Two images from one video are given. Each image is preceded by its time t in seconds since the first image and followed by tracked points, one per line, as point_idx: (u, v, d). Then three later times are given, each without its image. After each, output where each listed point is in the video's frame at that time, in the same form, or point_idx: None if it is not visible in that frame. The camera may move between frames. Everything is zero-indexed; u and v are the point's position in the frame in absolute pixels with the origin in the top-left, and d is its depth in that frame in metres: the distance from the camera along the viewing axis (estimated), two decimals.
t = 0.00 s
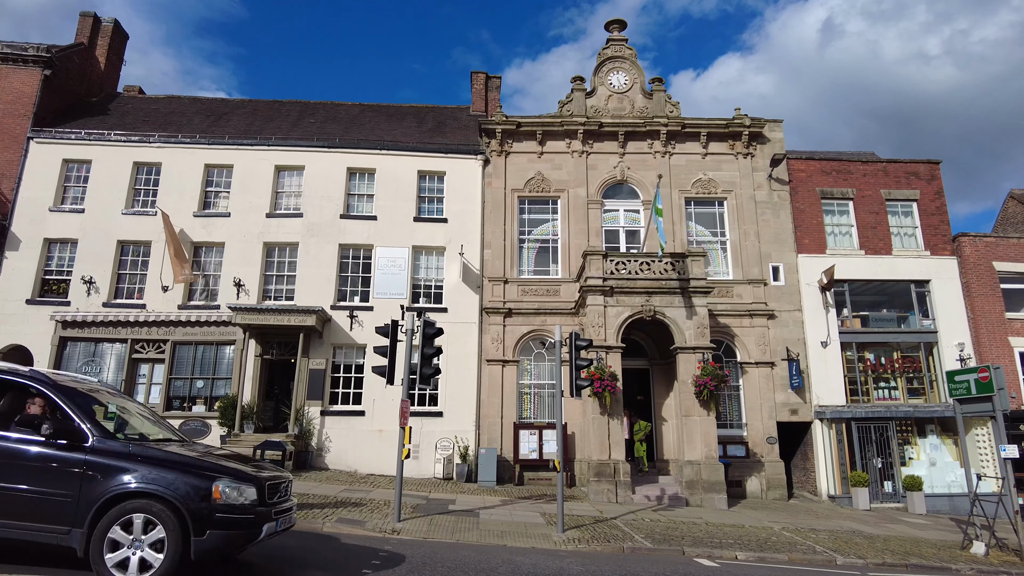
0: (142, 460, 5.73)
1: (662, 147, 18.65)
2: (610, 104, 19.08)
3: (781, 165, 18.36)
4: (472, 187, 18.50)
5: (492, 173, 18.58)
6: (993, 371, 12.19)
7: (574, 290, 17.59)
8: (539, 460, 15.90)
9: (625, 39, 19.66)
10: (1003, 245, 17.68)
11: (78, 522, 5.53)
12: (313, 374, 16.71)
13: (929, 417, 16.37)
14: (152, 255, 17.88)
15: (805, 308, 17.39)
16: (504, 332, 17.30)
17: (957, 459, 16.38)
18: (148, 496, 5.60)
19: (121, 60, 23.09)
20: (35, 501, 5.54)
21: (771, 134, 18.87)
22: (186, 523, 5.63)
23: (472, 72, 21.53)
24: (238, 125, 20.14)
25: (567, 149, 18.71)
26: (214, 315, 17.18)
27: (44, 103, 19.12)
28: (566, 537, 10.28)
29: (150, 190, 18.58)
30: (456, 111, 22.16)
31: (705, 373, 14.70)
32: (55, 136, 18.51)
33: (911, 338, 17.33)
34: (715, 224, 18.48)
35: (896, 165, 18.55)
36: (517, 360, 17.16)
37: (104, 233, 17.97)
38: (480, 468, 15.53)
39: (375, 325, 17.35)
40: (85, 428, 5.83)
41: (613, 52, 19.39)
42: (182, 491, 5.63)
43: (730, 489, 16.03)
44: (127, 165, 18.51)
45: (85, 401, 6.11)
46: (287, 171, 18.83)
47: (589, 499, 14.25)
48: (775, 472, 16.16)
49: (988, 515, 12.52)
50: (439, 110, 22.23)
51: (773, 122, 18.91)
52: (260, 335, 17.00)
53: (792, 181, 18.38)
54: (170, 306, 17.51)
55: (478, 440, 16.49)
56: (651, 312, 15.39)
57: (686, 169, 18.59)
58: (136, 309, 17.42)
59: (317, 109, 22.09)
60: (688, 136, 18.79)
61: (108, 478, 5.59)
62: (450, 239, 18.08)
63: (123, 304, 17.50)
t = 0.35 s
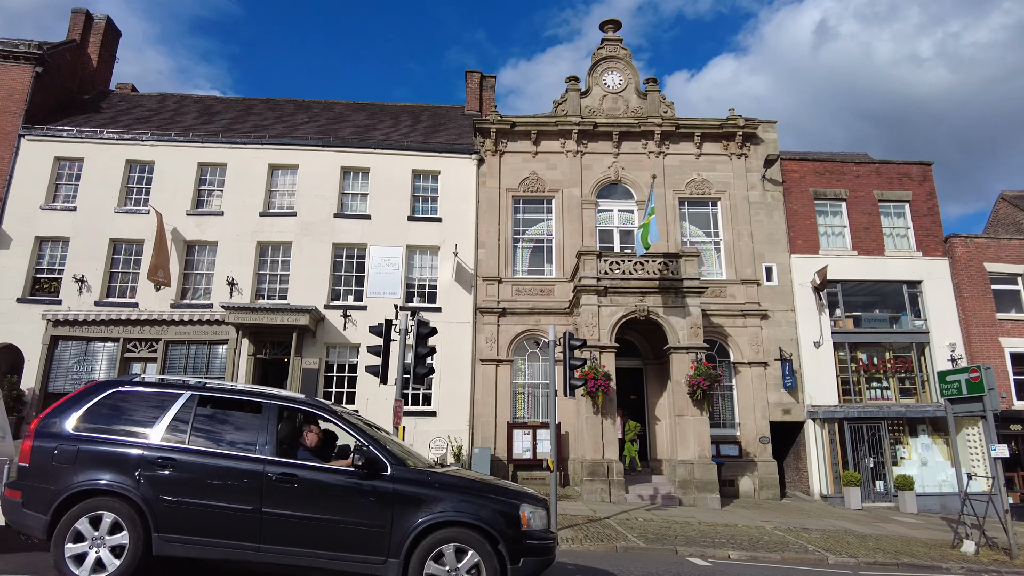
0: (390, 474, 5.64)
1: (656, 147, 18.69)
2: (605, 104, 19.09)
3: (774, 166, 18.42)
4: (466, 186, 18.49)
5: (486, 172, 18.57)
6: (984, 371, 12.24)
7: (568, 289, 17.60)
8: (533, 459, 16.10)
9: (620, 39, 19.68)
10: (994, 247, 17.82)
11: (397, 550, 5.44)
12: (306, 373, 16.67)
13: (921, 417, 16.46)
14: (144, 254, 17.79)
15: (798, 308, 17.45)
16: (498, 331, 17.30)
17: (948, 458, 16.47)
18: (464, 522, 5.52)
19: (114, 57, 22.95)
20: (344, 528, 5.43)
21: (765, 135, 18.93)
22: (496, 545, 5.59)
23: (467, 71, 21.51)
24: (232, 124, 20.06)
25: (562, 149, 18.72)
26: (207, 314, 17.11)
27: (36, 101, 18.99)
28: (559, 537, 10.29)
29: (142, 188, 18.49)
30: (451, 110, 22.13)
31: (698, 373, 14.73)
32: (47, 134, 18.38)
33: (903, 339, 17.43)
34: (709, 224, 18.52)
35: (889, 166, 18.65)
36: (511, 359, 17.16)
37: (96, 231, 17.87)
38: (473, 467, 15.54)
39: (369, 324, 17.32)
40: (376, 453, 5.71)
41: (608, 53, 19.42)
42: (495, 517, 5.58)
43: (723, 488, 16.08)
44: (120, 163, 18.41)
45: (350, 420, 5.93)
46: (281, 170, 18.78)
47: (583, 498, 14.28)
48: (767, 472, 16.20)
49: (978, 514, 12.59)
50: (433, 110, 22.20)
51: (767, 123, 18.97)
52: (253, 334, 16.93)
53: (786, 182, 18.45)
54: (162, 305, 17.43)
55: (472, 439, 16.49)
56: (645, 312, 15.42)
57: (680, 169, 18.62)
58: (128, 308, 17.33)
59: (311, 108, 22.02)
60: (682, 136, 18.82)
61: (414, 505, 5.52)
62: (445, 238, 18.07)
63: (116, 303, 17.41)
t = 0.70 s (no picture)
0: (687, 498, 5.98)
1: (650, 147, 18.72)
2: (599, 104, 19.12)
3: (768, 166, 18.47)
4: (461, 186, 18.46)
5: (481, 172, 18.54)
6: (975, 371, 12.28)
7: (562, 289, 17.60)
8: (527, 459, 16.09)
9: (614, 39, 19.70)
10: (985, 248, 17.95)
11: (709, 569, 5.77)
12: (299, 372, 16.63)
13: (913, 417, 16.56)
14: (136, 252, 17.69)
15: (791, 308, 17.51)
16: (492, 331, 17.29)
17: (939, 458, 16.57)
18: (764, 542, 5.85)
19: (106, 55, 22.81)
20: (653, 551, 5.77)
21: (759, 136, 18.99)
22: (790, 561, 5.92)
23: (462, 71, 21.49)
24: (226, 122, 19.98)
25: (557, 149, 18.71)
26: (200, 313, 17.03)
27: (27, 98, 18.87)
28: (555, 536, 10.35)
29: (135, 186, 18.38)
30: (446, 109, 22.11)
31: (692, 373, 14.84)
32: (38, 132, 18.27)
33: (895, 339, 17.52)
34: (703, 225, 18.57)
35: (881, 167, 18.74)
36: (505, 359, 17.16)
37: (88, 230, 17.76)
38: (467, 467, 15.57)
39: (363, 323, 17.29)
40: (671, 475, 6.02)
41: (603, 53, 19.44)
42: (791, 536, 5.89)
43: (716, 488, 16.09)
44: (113, 161, 18.30)
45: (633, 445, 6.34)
46: (275, 169, 18.72)
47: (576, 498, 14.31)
48: (760, 472, 16.23)
49: (971, 514, 12.60)
50: (428, 109, 22.15)
51: (761, 123, 19.03)
52: (246, 334, 16.88)
53: (779, 182, 18.52)
54: (155, 303, 17.33)
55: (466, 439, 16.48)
56: (639, 312, 15.44)
57: (674, 169, 18.66)
58: (120, 307, 17.23)
59: (305, 106, 21.95)
60: (677, 137, 18.85)
61: (718, 529, 5.86)
62: (439, 238, 18.05)
63: (107, 301, 17.30)
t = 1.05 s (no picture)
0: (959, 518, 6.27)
1: (643, 147, 18.76)
2: (592, 104, 19.14)
3: (760, 167, 18.56)
4: (454, 185, 18.45)
5: (474, 171, 18.50)
6: (964, 371, 12.35)
7: (555, 289, 17.62)
8: (519, 458, 16.06)
9: (608, 39, 19.73)
10: (974, 249, 18.11)
11: None
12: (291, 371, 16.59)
13: (902, 417, 16.75)
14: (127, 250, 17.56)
15: (782, 308, 17.61)
16: (485, 330, 17.28)
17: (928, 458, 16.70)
18: None
19: (97, 51, 22.63)
20: (934, 568, 6.06)
21: (751, 137, 19.07)
22: None
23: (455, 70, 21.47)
24: (218, 120, 19.87)
25: (550, 148, 18.72)
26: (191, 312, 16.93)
27: (16, 94, 18.70)
28: (548, 535, 10.41)
29: (126, 183, 18.26)
30: (439, 108, 22.07)
31: (683, 372, 14.91)
32: (28, 128, 18.12)
33: (885, 339, 17.64)
34: (695, 225, 18.63)
35: (872, 169, 18.87)
36: (498, 358, 17.15)
37: (77, 227, 17.63)
38: (459, 467, 15.57)
39: (354, 322, 17.23)
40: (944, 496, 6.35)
41: (596, 53, 19.47)
42: None
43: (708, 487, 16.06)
44: (103, 158, 18.15)
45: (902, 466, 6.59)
46: (268, 167, 18.64)
47: (568, 497, 14.33)
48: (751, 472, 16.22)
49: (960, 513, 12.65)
50: (421, 108, 22.11)
51: (753, 125, 19.11)
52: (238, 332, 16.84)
53: (771, 183, 18.62)
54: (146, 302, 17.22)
55: (458, 439, 16.48)
56: (631, 311, 15.48)
57: (667, 170, 18.71)
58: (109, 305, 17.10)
59: (298, 104, 21.86)
60: (670, 137, 18.90)
61: (988, 546, 6.15)
62: (432, 237, 18.03)
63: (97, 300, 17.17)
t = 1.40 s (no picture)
0: None
1: (631, 147, 18.80)
2: (581, 103, 19.14)
3: (746, 168, 18.67)
4: (442, 182, 18.39)
5: (462, 169, 18.44)
6: (946, 371, 12.48)
7: (543, 287, 17.61)
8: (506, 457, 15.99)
9: (597, 38, 19.75)
10: (956, 250, 18.35)
11: None
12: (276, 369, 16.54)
13: (885, 416, 17.00)
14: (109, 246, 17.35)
15: (768, 308, 17.71)
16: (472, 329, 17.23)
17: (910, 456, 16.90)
18: None
19: (80, 43, 22.32)
20: None
21: (738, 137, 19.16)
22: None
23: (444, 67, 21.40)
24: (203, 115, 19.66)
25: (538, 147, 18.69)
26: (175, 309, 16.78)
27: None
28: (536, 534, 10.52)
29: (109, 178, 18.03)
30: (428, 106, 21.99)
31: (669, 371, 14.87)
32: (8, 121, 17.84)
33: (869, 339, 17.81)
34: (682, 225, 18.68)
35: (858, 170, 19.04)
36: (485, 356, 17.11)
37: (59, 222, 17.38)
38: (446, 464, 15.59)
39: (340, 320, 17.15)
40: None
41: (585, 52, 19.48)
42: None
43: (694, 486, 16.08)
44: (85, 152, 17.91)
45: None
46: (254, 163, 18.48)
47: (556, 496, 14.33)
48: (737, 470, 16.24)
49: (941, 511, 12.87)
50: (410, 105, 22.01)
51: (740, 125, 19.20)
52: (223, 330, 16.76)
53: (758, 184, 18.73)
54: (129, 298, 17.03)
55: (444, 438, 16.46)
56: (618, 310, 15.51)
57: (654, 169, 18.76)
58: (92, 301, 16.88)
59: (285, 100, 21.69)
60: (657, 137, 18.96)
61: None
62: (419, 235, 17.96)
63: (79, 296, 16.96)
